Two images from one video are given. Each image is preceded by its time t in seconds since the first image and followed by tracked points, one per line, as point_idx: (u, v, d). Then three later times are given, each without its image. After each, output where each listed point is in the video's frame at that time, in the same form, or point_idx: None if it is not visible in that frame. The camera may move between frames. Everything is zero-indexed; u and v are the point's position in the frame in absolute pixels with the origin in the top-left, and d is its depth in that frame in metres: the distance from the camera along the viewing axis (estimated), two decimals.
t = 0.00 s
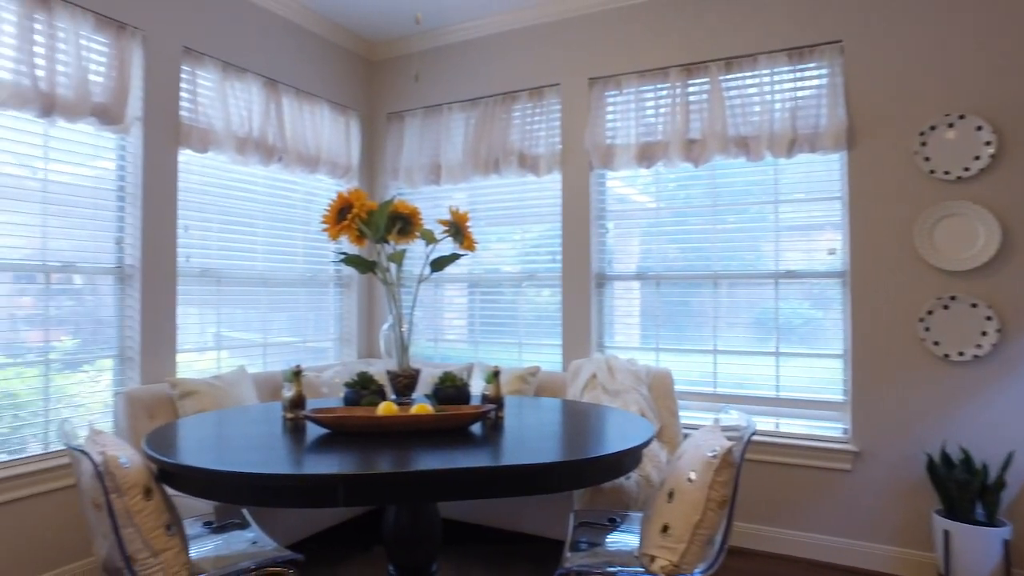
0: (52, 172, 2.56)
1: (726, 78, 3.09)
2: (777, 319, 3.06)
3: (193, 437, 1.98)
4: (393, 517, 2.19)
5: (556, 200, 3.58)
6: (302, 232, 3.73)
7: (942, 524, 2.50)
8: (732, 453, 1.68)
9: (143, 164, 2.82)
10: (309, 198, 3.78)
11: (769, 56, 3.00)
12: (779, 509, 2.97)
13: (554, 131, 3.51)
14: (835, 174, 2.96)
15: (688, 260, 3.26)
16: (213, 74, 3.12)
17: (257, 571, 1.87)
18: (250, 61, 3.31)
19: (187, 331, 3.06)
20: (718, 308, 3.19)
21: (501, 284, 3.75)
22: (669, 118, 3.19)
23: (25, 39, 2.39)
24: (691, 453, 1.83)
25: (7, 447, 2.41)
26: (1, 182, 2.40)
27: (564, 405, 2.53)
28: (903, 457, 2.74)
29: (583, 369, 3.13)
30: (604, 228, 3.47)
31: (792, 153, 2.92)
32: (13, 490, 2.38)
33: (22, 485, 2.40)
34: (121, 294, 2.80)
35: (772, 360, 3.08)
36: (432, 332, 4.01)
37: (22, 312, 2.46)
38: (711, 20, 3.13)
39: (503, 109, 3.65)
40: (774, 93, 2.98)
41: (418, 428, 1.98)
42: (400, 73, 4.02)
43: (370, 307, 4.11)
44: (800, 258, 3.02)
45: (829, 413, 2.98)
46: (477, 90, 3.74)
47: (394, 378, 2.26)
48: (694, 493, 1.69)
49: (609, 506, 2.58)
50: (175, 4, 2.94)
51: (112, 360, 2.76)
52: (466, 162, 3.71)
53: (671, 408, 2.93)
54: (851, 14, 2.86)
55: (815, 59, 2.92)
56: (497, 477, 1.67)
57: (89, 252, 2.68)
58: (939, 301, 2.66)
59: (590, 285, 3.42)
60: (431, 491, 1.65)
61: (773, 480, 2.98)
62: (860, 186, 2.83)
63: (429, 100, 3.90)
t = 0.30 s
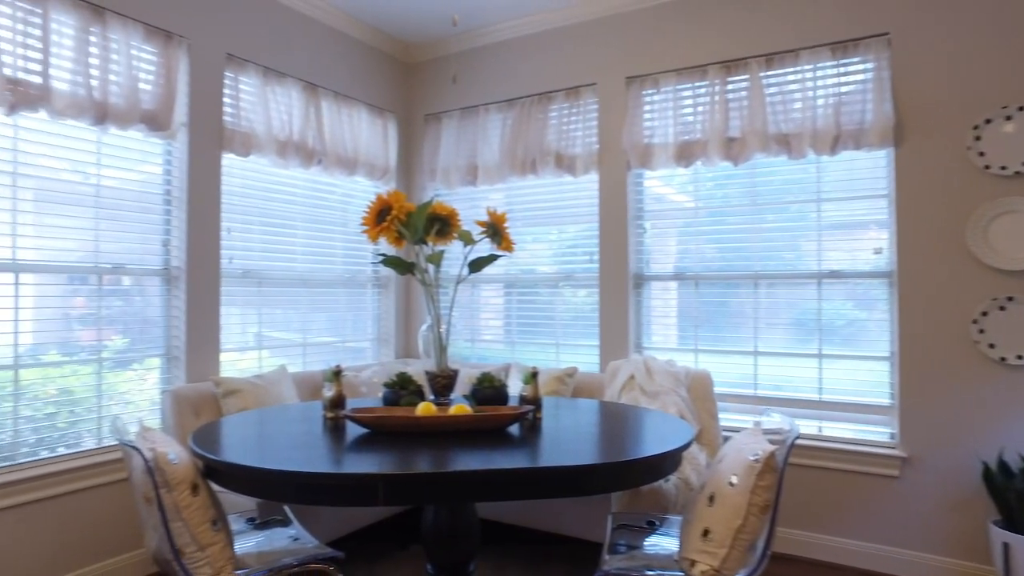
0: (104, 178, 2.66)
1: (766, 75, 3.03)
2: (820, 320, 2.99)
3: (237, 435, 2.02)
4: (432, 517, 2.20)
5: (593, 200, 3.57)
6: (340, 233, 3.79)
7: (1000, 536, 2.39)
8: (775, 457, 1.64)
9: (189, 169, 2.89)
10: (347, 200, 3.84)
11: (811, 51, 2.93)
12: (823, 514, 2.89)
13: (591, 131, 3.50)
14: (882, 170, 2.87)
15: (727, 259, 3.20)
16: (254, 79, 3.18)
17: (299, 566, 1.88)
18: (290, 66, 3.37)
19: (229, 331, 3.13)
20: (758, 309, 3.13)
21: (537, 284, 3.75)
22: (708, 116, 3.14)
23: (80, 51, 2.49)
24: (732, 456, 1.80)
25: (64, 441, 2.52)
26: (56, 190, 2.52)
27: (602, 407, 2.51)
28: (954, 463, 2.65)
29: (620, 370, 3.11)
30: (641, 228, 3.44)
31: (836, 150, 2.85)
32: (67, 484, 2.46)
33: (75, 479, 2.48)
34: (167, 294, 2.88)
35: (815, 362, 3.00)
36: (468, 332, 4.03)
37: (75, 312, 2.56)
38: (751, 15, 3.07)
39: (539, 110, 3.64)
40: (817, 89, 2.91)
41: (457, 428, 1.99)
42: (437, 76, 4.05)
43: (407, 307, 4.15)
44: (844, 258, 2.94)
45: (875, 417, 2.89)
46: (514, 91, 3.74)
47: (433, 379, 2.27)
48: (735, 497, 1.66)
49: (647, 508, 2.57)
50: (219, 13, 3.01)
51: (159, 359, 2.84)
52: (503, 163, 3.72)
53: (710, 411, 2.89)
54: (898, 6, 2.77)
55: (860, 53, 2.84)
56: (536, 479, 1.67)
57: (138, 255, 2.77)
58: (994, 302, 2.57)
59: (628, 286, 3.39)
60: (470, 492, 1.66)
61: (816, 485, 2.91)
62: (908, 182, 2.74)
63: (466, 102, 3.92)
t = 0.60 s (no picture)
0: (152, 182, 2.74)
1: (808, 70, 2.96)
2: (865, 321, 2.91)
3: (279, 433, 2.06)
4: (469, 516, 2.21)
5: (629, 199, 3.54)
6: (377, 234, 3.83)
7: None
8: (819, 462, 1.59)
9: (231, 172, 2.96)
10: (384, 201, 3.88)
11: (856, 45, 2.86)
12: (869, 521, 2.81)
13: (628, 130, 3.47)
14: (931, 166, 2.78)
15: (766, 259, 3.14)
16: (294, 84, 3.23)
17: (338, 564, 1.88)
18: (328, 70, 3.42)
19: (269, 330, 3.20)
20: (800, 309, 3.06)
21: (573, 285, 3.74)
22: (748, 113, 3.08)
23: (131, 60, 2.57)
24: (773, 460, 1.76)
25: (115, 437, 2.61)
26: (108, 194, 2.61)
27: (639, 408, 2.49)
28: (1009, 470, 2.55)
29: (658, 371, 3.09)
30: (679, 228, 3.40)
31: (881, 146, 2.77)
32: (116, 478, 2.54)
33: (123, 473, 2.56)
34: (211, 295, 2.95)
35: (860, 364, 2.92)
36: (504, 333, 4.04)
37: (123, 312, 2.64)
38: (792, 10, 3.01)
39: (575, 109, 3.63)
40: (861, 83, 2.83)
41: (494, 428, 1.99)
42: (473, 77, 4.07)
43: (443, 308, 4.18)
44: (889, 257, 2.86)
45: (923, 421, 2.80)
46: (550, 91, 3.74)
47: (470, 379, 2.28)
48: (777, 502, 1.62)
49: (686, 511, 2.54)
50: (259, 19, 3.07)
51: (203, 358, 2.92)
52: (539, 163, 3.71)
53: (749, 412, 2.85)
54: None
55: (907, 45, 2.75)
56: (574, 480, 1.66)
57: (183, 257, 2.85)
58: None
59: (665, 286, 3.36)
60: (507, 492, 1.66)
61: (861, 490, 2.83)
62: (958, 178, 2.65)
63: (502, 102, 3.93)
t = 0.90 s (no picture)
0: (185, 184, 2.80)
1: (840, 66, 2.90)
2: (899, 322, 2.84)
3: (308, 432, 2.09)
4: (496, 515, 2.21)
5: (657, 199, 3.52)
6: (404, 235, 3.86)
7: None
8: (852, 464, 1.55)
9: (262, 175, 3.01)
10: (411, 201, 3.91)
11: (890, 39, 2.79)
12: (904, 527, 2.74)
13: (656, 129, 3.44)
14: (970, 163, 2.70)
15: (796, 258, 3.09)
16: (322, 86, 3.27)
17: (367, 561, 1.90)
18: (356, 73, 3.45)
19: (298, 330, 3.24)
20: (831, 310, 3.01)
21: (600, 285, 3.73)
22: (777, 111, 3.04)
23: (165, 66, 2.63)
24: (805, 463, 1.72)
25: (150, 434, 2.67)
26: (143, 196, 2.67)
27: (667, 409, 2.47)
28: None
29: (685, 372, 3.07)
30: (707, 227, 3.36)
31: (917, 143, 2.70)
32: (151, 474, 2.59)
33: (157, 469, 2.61)
34: (241, 295, 3.01)
35: (894, 366, 2.86)
36: (531, 333, 4.04)
37: (157, 312, 2.70)
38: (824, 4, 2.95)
39: (602, 109, 3.61)
40: (896, 78, 2.77)
41: (521, 429, 1.99)
42: (499, 78, 4.08)
43: (470, 308, 4.19)
44: (925, 256, 2.79)
45: (960, 425, 2.72)
46: (577, 90, 3.73)
47: (498, 379, 2.29)
48: (809, 505, 1.58)
49: (714, 513, 2.51)
50: (288, 23, 3.12)
51: (233, 357, 2.97)
52: (566, 163, 3.71)
53: (779, 414, 2.80)
54: None
55: (945, 37, 2.68)
56: (602, 480, 1.65)
57: (214, 257, 2.90)
58: None
59: (693, 287, 3.32)
60: (535, 492, 1.66)
61: (895, 495, 2.76)
62: (997, 174, 2.58)
63: (529, 102, 3.93)
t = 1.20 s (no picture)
0: (208, 185, 2.84)
1: (864, 62, 2.86)
2: (925, 322, 2.79)
3: (328, 431, 2.10)
4: (515, 515, 2.21)
5: (676, 198, 3.49)
6: (424, 235, 3.88)
7: None
8: (878, 467, 1.52)
9: (282, 175, 3.04)
10: (430, 202, 3.93)
11: (916, 34, 2.74)
12: (932, 532, 2.68)
13: (675, 127, 3.42)
14: (999, 160, 2.64)
15: (818, 257, 3.05)
16: (343, 88, 3.30)
17: (386, 560, 1.91)
18: (376, 74, 3.48)
19: (318, 330, 3.27)
20: (855, 310, 2.96)
21: (619, 285, 3.71)
22: (800, 109, 3.00)
23: (189, 69, 2.66)
24: (829, 465, 1.69)
25: (173, 431, 2.72)
26: (167, 198, 2.71)
27: (688, 409, 2.45)
28: None
29: (706, 373, 3.05)
30: (728, 227, 3.33)
31: (944, 140, 2.65)
32: (175, 471, 2.62)
33: (181, 467, 2.64)
34: (263, 295, 3.04)
35: (920, 367, 2.81)
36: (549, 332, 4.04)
37: (180, 311, 2.74)
38: None
39: (622, 108, 3.59)
40: (922, 74, 2.72)
41: (541, 429, 1.99)
42: (518, 78, 4.08)
43: (489, 308, 4.20)
44: (951, 255, 2.74)
45: (989, 428, 2.67)
46: (596, 89, 3.72)
47: (517, 379, 2.29)
48: (833, 508, 1.56)
49: (735, 515, 2.49)
50: (309, 26, 3.15)
51: (255, 357, 3.00)
52: (585, 163, 3.69)
53: (801, 416, 2.77)
54: None
55: (974, 32, 2.62)
56: (623, 481, 1.65)
57: (236, 258, 2.94)
58: None
59: (713, 287, 3.30)
60: (555, 492, 1.65)
61: (920, 499, 2.71)
62: None
63: (549, 102, 3.93)
